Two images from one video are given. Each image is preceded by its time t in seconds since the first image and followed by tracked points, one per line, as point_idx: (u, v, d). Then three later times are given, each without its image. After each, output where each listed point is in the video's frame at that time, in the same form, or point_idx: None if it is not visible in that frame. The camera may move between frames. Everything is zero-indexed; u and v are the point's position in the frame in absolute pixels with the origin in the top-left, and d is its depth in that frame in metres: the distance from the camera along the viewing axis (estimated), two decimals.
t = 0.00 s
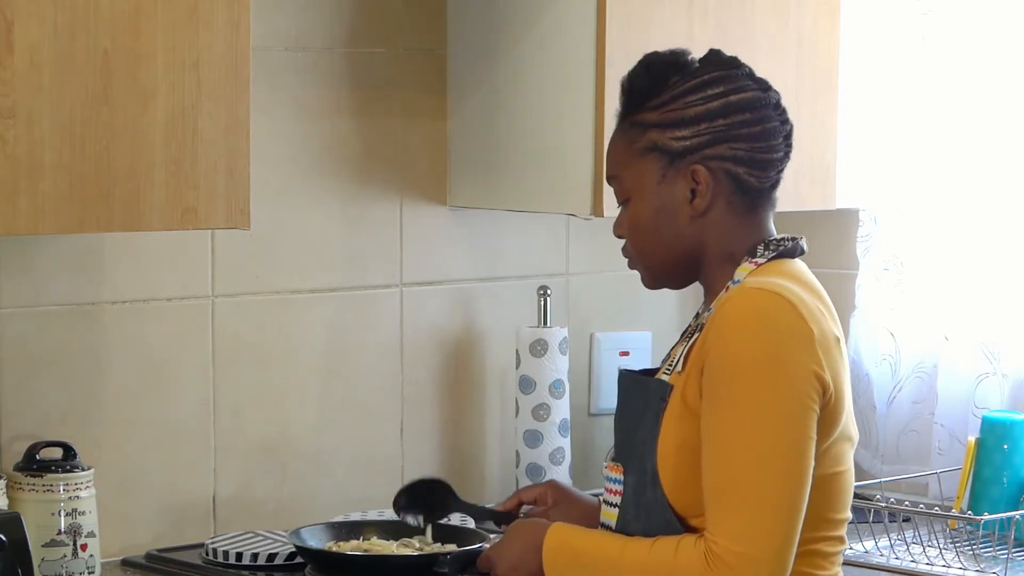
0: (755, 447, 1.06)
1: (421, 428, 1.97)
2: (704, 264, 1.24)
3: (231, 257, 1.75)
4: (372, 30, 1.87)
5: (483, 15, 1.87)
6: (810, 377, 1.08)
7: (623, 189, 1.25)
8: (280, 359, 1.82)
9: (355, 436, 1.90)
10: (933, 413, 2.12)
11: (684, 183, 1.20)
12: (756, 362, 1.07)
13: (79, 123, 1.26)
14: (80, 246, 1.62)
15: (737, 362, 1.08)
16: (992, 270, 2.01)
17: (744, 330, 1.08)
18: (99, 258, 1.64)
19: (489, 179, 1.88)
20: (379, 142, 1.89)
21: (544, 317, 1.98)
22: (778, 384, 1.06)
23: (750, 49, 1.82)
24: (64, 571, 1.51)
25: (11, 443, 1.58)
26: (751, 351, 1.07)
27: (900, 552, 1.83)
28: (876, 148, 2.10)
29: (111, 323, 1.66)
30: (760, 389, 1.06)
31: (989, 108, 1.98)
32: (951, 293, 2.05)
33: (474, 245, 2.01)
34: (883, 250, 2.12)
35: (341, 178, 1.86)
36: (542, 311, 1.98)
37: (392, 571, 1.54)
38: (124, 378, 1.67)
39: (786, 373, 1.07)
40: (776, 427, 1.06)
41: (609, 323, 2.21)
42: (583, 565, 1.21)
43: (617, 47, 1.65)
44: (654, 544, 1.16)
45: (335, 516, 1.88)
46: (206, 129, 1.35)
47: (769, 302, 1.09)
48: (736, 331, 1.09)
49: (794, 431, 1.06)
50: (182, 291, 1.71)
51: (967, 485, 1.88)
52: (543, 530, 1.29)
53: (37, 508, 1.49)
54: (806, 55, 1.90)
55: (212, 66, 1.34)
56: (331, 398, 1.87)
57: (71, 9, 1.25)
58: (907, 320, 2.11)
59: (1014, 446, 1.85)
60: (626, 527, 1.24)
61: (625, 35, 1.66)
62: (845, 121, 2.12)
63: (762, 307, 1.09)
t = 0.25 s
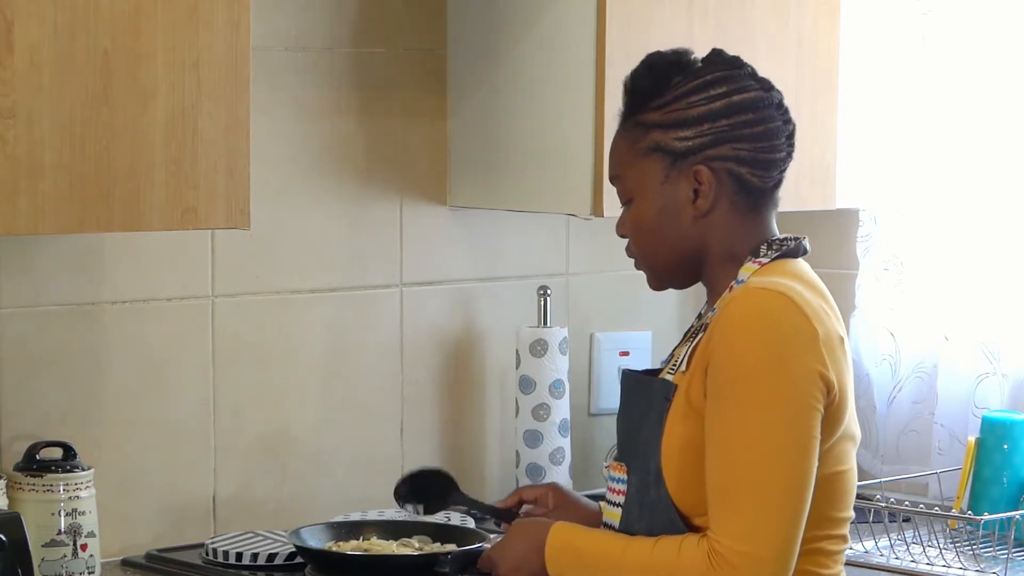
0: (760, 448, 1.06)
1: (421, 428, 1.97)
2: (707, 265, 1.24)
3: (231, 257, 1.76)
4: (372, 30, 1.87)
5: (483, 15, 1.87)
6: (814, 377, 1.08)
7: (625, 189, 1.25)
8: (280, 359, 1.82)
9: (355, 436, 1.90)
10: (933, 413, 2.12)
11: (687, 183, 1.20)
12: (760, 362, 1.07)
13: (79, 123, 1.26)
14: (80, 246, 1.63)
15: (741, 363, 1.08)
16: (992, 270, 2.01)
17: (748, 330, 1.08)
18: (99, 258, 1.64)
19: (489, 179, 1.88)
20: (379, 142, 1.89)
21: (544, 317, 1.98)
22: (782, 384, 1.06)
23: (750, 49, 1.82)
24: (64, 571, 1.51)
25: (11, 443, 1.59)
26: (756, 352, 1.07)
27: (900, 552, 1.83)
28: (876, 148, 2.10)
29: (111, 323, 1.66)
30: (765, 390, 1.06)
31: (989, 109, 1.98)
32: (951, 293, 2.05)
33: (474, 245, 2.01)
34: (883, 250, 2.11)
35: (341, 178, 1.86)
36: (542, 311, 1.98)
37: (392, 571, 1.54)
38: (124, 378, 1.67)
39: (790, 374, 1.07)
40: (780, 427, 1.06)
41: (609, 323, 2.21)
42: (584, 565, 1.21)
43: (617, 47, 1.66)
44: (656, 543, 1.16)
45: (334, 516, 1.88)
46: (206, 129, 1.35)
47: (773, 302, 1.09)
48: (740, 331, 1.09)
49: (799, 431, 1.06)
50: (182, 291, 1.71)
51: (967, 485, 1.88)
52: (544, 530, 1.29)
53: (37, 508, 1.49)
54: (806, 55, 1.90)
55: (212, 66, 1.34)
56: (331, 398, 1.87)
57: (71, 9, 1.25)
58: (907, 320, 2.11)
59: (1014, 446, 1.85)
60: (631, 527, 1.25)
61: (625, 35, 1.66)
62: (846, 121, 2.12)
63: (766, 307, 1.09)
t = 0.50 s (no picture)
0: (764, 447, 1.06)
1: (421, 428, 1.97)
2: (709, 265, 1.24)
3: (231, 257, 1.75)
4: (372, 30, 1.87)
5: (482, 15, 1.87)
6: (818, 377, 1.08)
7: (626, 190, 1.25)
8: (280, 359, 1.82)
9: (355, 436, 1.90)
10: (933, 413, 2.12)
11: (688, 183, 1.20)
12: (764, 362, 1.07)
13: (79, 123, 1.26)
14: (80, 246, 1.63)
15: (746, 362, 1.08)
16: (992, 270, 2.01)
17: (753, 330, 1.08)
18: (99, 258, 1.64)
19: (489, 179, 1.88)
20: (379, 143, 1.89)
21: (544, 317, 1.98)
22: (786, 384, 1.06)
23: (750, 49, 1.82)
24: (64, 571, 1.51)
25: (11, 443, 1.59)
26: (760, 351, 1.07)
27: (900, 552, 1.83)
28: (876, 148, 2.10)
29: (111, 323, 1.66)
30: (769, 390, 1.06)
31: (989, 109, 1.99)
32: (951, 293, 2.05)
33: (474, 245, 2.01)
34: (883, 250, 2.11)
35: (341, 178, 1.86)
36: (542, 311, 1.98)
37: (392, 571, 1.54)
38: (124, 378, 1.67)
39: (795, 374, 1.07)
40: (785, 427, 1.06)
41: (609, 324, 2.21)
42: (586, 565, 1.22)
43: (617, 47, 1.66)
44: (659, 543, 1.16)
45: (334, 517, 1.88)
46: (206, 129, 1.35)
47: (778, 302, 1.09)
48: (745, 331, 1.09)
49: (803, 431, 1.06)
50: (182, 291, 1.71)
51: (966, 485, 1.88)
52: (545, 529, 1.29)
53: (37, 508, 1.49)
54: (806, 55, 1.90)
55: (212, 66, 1.34)
56: (331, 398, 1.87)
57: (71, 9, 1.25)
58: (907, 320, 2.10)
59: (1014, 446, 1.85)
60: (634, 527, 1.25)
61: (625, 35, 1.66)
62: (846, 121, 2.12)
63: (770, 307, 1.09)
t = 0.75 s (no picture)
0: (768, 448, 1.06)
1: (421, 428, 1.97)
2: (711, 265, 1.24)
3: (231, 257, 1.75)
4: (372, 30, 1.87)
5: (483, 15, 1.87)
6: (823, 379, 1.08)
7: (627, 191, 1.25)
8: (280, 359, 1.81)
9: (355, 436, 1.90)
10: (933, 413, 2.12)
11: (689, 184, 1.20)
12: (769, 363, 1.07)
13: (79, 123, 1.26)
14: (80, 246, 1.62)
15: (750, 364, 1.08)
16: (992, 270, 2.01)
17: (757, 332, 1.08)
18: (100, 258, 1.64)
19: (489, 179, 1.88)
20: (379, 143, 1.89)
21: (544, 317, 1.98)
22: (792, 386, 1.06)
23: (750, 49, 1.82)
24: (64, 571, 1.51)
25: (11, 443, 1.59)
26: (765, 353, 1.07)
27: (900, 552, 1.83)
28: (876, 148, 2.10)
29: (111, 323, 1.66)
30: (774, 392, 1.06)
31: (989, 109, 1.99)
32: (951, 293, 2.04)
33: (474, 245, 2.01)
34: (883, 250, 2.11)
35: (341, 178, 1.86)
36: (542, 311, 1.98)
37: (392, 572, 1.54)
38: (124, 378, 1.67)
39: (799, 375, 1.07)
40: (789, 428, 1.06)
41: (609, 324, 2.21)
42: (587, 565, 1.22)
43: (617, 47, 1.66)
44: (661, 544, 1.16)
45: (334, 517, 1.88)
46: (206, 129, 1.35)
47: (781, 303, 1.09)
48: (749, 332, 1.08)
49: (807, 432, 1.06)
50: (182, 291, 1.71)
51: (966, 485, 1.88)
52: (546, 530, 1.28)
53: (37, 508, 1.49)
54: (806, 55, 1.90)
55: (212, 67, 1.34)
56: (331, 398, 1.87)
57: (71, 9, 1.25)
58: (907, 320, 2.10)
59: (1014, 446, 1.85)
60: (636, 528, 1.24)
61: (626, 35, 1.66)
62: (846, 121, 2.12)
63: (775, 308, 1.09)
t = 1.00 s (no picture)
0: (769, 448, 1.06)
1: (421, 428, 1.97)
2: (712, 266, 1.24)
3: (231, 257, 1.75)
4: (372, 30, 1.87)
5: (483, 15, 1.87)
6: (824, 380, 1.08)
7: (628, 193, 1.25)
8: (280, 359, 1.82)
9: (355, 436, 1.90)
10: (933, 413, 2.12)
11: (690, 185, 1.20)
12: (770, 363, 1.07)
13: (79, 123, 1.26)
14: (80, 246, 1.62)
15: (752, 364, 1.08)
16: (992, 270, 2.01)
17: (759, 332, 1.08)
18: (100, 258, 1.64)
19: (489, 179, 1.88)
20: (379, 143, 1.89)
21: (544, 318, 1.98)
22: (793, 386, 1.06)
23: (750, 49, 1.82)
24: (64, 571, 1.51)
25: (11, 443, 1.59)
26: (766, 353, 1.07)
27: (900, 552, 1.83)
28: (876, 148, 2.10)
29: (111, 323, 1.66)
30: (775, 392, 1.06)
31: (989, 109, 1.99)
32: (951, 293, 2.05)
33: (474, 245, 2.01)
34: (883, 250, 2.11)
35: (341, 177, 1.86)
36: (542, 311, 1.98)
37: (392, 572, 1.54)
38: (124, 378, 1.67)
39: (801, 375, 1.07)
40: (791, 428, 1.06)
41: (609, 324, 2.21)
42: (587, 565, 1.22)
43: (617, 47, 1.66)
44: (662, 544, 1.16)
45: (334, 517, 1.88)
46: (206, 129, 1.35)
47: (782, 303, 1.09)
48: (751, 333, 1.08)
49: (808, 433, 1.06)
50: (182, 291, 1.71)
51: (966, 485, 1.88)
52: (546, 530, 1.28)
53: (37, 508, 1.49)
54: (806, 55, 1.90)
55: (212, 67, 1.34)
56: (331, 398, 1.87)
57: (71, 9, 1.25)
58: (907, 320, 2.10)
59: (1014, 446, 1.85)
60: (637, 528, 1.24)
61: (626, 35, 1.66)
62: (846, 122, 2.12)
63: (777, 308, 1.09)
